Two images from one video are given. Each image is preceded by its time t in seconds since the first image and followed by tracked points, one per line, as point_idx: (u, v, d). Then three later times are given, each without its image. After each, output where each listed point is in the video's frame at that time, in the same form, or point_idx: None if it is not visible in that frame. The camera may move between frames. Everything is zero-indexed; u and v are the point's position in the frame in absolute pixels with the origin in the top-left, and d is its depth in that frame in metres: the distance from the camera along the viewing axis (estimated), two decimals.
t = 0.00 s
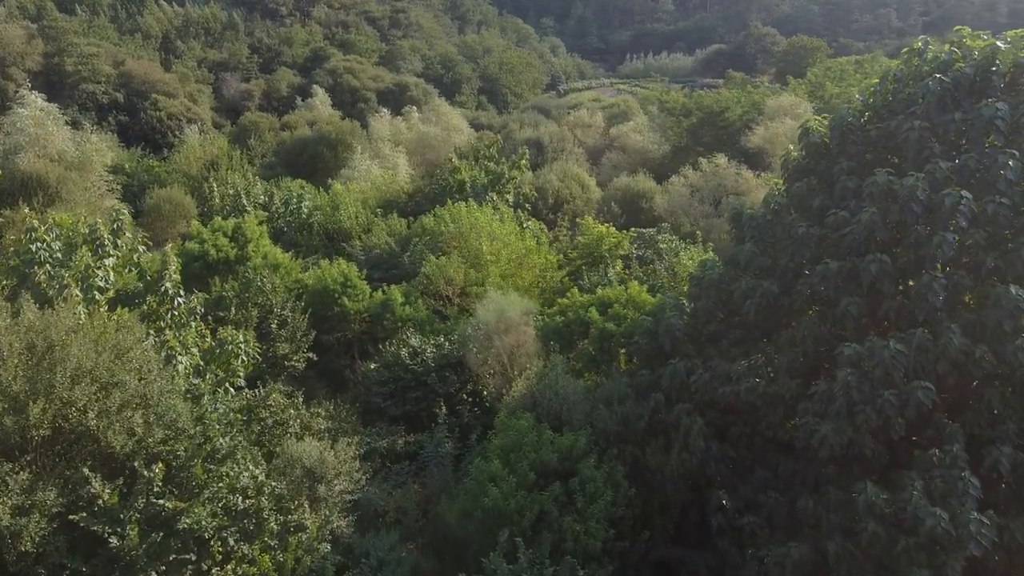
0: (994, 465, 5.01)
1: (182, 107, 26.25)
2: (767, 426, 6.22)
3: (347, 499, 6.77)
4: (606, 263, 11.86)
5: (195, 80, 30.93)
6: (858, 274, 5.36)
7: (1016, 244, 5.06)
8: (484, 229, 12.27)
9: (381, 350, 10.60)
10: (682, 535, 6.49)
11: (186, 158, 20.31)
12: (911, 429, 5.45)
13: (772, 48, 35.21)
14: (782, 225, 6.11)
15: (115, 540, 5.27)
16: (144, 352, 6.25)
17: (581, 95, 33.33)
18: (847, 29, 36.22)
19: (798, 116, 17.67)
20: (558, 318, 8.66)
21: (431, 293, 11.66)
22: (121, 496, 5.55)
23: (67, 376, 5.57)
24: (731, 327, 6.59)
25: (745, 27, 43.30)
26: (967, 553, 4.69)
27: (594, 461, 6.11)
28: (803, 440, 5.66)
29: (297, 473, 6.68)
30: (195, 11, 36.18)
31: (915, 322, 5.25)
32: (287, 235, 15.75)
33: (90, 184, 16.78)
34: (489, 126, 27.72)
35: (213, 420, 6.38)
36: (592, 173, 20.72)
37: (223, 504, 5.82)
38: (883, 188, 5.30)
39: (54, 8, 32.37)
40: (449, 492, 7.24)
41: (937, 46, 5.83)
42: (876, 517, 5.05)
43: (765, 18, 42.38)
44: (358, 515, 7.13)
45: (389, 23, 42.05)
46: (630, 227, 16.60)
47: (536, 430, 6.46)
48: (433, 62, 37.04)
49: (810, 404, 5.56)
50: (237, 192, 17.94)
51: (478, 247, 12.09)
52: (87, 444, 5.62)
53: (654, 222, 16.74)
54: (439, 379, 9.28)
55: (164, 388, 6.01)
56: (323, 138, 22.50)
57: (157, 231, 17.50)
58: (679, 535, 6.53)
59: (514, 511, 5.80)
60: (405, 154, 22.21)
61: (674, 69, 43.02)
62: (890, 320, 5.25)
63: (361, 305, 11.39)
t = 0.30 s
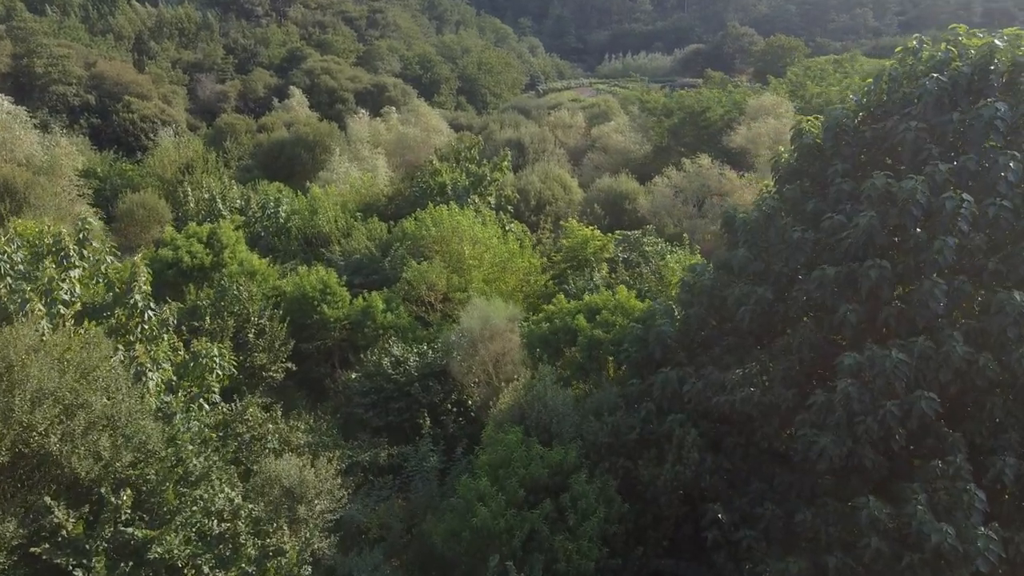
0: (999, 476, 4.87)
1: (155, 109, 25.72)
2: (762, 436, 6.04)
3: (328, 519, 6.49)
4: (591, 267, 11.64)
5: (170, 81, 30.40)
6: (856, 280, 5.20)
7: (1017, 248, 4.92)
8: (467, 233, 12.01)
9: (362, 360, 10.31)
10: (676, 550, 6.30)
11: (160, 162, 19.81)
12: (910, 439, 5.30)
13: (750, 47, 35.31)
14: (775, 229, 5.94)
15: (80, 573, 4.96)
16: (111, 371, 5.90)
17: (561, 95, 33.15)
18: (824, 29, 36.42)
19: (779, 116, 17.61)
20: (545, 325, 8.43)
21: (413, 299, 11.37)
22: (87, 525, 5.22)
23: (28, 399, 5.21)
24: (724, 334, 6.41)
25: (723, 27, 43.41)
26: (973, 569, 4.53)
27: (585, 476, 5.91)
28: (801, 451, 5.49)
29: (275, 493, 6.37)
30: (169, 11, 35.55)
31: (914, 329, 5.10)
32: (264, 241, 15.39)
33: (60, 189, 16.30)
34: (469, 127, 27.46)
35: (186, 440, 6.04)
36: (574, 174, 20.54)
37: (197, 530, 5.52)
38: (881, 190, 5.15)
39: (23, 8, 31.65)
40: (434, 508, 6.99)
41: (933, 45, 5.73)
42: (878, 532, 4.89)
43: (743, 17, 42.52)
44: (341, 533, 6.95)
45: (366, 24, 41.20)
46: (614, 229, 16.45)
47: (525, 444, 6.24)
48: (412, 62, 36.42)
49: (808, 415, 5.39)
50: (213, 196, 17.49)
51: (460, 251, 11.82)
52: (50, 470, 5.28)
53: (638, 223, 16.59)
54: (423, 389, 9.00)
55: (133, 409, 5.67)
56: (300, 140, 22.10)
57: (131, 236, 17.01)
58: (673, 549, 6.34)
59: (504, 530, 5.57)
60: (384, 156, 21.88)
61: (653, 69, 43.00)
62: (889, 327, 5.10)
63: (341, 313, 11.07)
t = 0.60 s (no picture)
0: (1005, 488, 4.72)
1: (129, 111, 25.15)
2: (759, 447, 5.88)
3: (310, 542, 6.21)
4: (577, 271, 11.40)
5: (143, 82, 29.89)
6: (857, 287, 5.03)
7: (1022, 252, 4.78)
8: (449, 237, 11.73)
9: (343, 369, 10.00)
10: (672, 566, 6.10)
11: (132, 166, 19.32)
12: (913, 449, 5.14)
13: (728, 47, 35.36)
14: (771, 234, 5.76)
15: None
16: (75, 391, 5.57)
17: (541, 95, 32.94)
18: (801, 28, 36.60)
19: (762, 115, 17.51)
20: (532, 333, 8.19)
21: (395, 306, 11.07)
22: (49, 558, 4.89)
23: None
24: (718, 341, 6.22)
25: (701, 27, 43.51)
26: None
27: (579, 493, 5.68)
28: (801, 464, 5.32)
29: (253, 516, 6.08)
30: (142, 12, 34.89)
31: (916, 337, 4.96)
32: (241, 247, 15.02)
33: (29, 194, 15.80)
34: (449, 128, 27.17)
35: (157, 463, 5.73)
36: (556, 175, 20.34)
37: (169, 559, 5.21)
38: (881, 194, 4.98)
39: None
40: (420, 526, 6.72)
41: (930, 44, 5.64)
42: (883, 548, 4.72)
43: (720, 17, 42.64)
44: (323, 555, 6.67)
45: (344, 24, 40.68)
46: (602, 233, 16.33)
47: (515, 459, 6.00)
48: (390, 62, 35.92)
49: (808, 427, 5.21)
50: (187, 201, 16.95)
51: (443, 256, 11.55)
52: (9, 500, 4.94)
53: (622, 225, 16.44)
54: (406, 400, 8.71)
55: (99, 432, 5.35)
56: (278, 142, 21.71)
57: (103, 242, 16.56)
58: (669, 565, 6.13)
59: (495, 552, 5.33)
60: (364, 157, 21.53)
61: (633, 68, 42.96)
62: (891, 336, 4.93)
63: (320, 321, 10.75)
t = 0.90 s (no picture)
0: (1014, 501, 4.55)
1: (97, 113, 24.47)
2: (756, 460, 5.67)
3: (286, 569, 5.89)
4: (560, 275, 11.12)
5: (112, 84, 29.24)
6: (858, 293, 4.84)
7: None
8: (428, 242, 11.41)
9: (320, 381, 9.63)
10: None
11: (100, 170, 18.73)
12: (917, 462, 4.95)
13: (703, 46, 35.42)
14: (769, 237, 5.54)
15: None
16: (30, 415, 5.16)
17: (518, 95, 32.67)
18: (775, 27, 36.80)
19: (741, 114, 17.40)
20: (517, 341, 7.91)
21: (373, 313, 10.72)
22: None
23: None
24: (711, 351, 6.00)
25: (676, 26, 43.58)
26: None
27: (571, 513, 5.42)
28: (802, 479, 5.10)
29: (226, 544, 5.75)
30: (110, 11, 34.08)
31: (920, 346, 4.78)
32: (214, 253, 14.54)
33: None
34: (426, 129, 26.82)
35: (121, 492, 5.37)
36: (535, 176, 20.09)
37: None
38: (884, 197, 4.79)
39: None
40: (403, 547, 6.41)
41: (927, 42, 5.50)
42: (891, 568, 4.52)
43: (695, 16, 42.73)
44: None
45: (318, 25, 39.93)
46: (583, 234, 16.12)
47: (502, 478, 5.71)
48: (365, 62, 35.49)
49: (809, 440, 5.00)
50: (157, 206, 16.24)
51: (423, 261, 11.22)
52: None
53: (604, 226, 16.24)
54: (387, 412, 8.38)
55: (57, 461, 4.97)
56: (251, 144, 21.21)
57: (70, 248, 15.99)
58: None
59: None
60: (340, 159, 21.09)
61: (609, 67, 42.88)
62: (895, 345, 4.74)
63: (296, 330, 10.35)
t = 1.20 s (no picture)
0: None
1: (72, 114, 23.89)
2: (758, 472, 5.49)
3: None
4: (549, 279, 10.88)
5: (88, 86, 28.70)
6: (866, 301, 4.66)
7: None
8: (413, 246, 11.14)
9: (303, 391, 9.32)
10: None
11: (75, 172, 18.23)
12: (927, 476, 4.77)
13: (686, 45, 35.38)
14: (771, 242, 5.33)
15: None
16: None
17: (502, 95, 32.40)
18: (756, 26, 36.86)
19: (727, 114, 17.27)
20: (507, 349, 7.66)
21: (358, 320, 10.41)
22: None
23: None
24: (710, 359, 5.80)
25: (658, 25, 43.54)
26: None
27: (568, 533, 5.18)
28: (808, 495, 4.91)
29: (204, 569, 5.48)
30: (85, 11, 33.37)
31: (928, 354, 4.63)
32: (192, 259, 14.15)
33: None
34: (408, 129, 26.49)
35: (91, 520, 5.07)
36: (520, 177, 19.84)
37: None
38: (891, 202, 4.62)
39: None
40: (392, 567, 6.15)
41: (930, 40, 5.35)
42: None
43: (677, 15, 42.72)
44: None
45: (298, 24, 39.37)
46: (570, 235, 15.91)
47: (495, 496, 5.47)
48: (346, 62, 35.05)
49: (815, 454, 4.80)
50: (133, 210, 15.58)
51: (408, 265, 10.94)
52: None
53: (590, 227, 16.05)
54: (373, 424, 8.08)
55: (20, 490, 4.64)
56: (231, 145, 20.76)
57: (44, 253, 15.52)
58: None
59: None
60: (321, 160, 20.71)
61: (592, 66, 42.74)
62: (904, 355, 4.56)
63: (278, 337, 10.01)
